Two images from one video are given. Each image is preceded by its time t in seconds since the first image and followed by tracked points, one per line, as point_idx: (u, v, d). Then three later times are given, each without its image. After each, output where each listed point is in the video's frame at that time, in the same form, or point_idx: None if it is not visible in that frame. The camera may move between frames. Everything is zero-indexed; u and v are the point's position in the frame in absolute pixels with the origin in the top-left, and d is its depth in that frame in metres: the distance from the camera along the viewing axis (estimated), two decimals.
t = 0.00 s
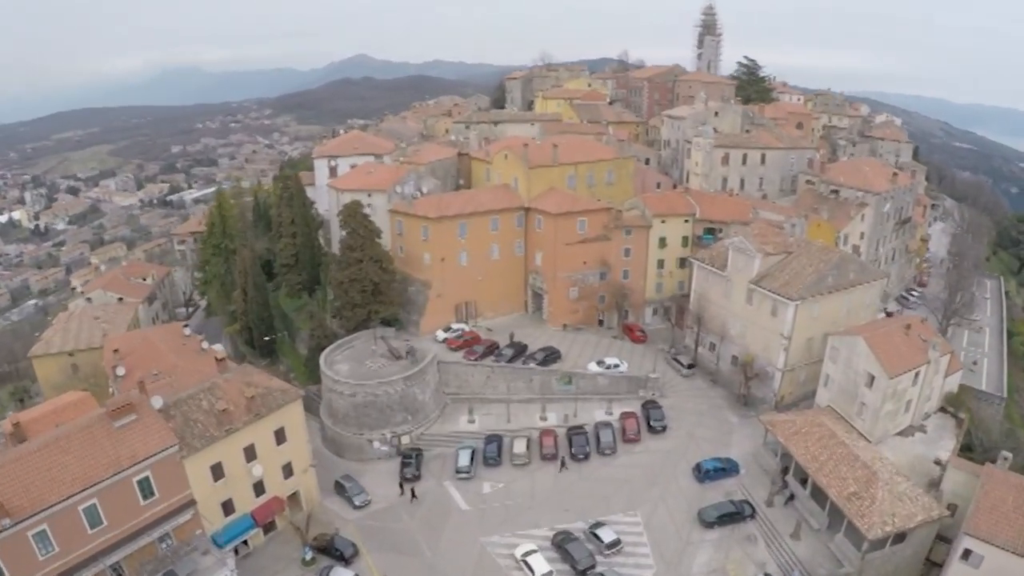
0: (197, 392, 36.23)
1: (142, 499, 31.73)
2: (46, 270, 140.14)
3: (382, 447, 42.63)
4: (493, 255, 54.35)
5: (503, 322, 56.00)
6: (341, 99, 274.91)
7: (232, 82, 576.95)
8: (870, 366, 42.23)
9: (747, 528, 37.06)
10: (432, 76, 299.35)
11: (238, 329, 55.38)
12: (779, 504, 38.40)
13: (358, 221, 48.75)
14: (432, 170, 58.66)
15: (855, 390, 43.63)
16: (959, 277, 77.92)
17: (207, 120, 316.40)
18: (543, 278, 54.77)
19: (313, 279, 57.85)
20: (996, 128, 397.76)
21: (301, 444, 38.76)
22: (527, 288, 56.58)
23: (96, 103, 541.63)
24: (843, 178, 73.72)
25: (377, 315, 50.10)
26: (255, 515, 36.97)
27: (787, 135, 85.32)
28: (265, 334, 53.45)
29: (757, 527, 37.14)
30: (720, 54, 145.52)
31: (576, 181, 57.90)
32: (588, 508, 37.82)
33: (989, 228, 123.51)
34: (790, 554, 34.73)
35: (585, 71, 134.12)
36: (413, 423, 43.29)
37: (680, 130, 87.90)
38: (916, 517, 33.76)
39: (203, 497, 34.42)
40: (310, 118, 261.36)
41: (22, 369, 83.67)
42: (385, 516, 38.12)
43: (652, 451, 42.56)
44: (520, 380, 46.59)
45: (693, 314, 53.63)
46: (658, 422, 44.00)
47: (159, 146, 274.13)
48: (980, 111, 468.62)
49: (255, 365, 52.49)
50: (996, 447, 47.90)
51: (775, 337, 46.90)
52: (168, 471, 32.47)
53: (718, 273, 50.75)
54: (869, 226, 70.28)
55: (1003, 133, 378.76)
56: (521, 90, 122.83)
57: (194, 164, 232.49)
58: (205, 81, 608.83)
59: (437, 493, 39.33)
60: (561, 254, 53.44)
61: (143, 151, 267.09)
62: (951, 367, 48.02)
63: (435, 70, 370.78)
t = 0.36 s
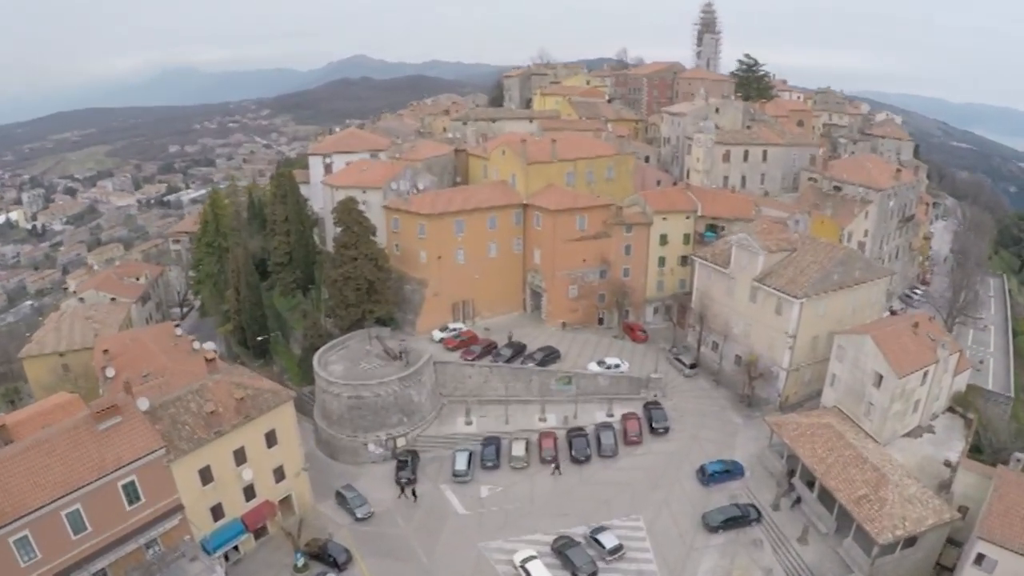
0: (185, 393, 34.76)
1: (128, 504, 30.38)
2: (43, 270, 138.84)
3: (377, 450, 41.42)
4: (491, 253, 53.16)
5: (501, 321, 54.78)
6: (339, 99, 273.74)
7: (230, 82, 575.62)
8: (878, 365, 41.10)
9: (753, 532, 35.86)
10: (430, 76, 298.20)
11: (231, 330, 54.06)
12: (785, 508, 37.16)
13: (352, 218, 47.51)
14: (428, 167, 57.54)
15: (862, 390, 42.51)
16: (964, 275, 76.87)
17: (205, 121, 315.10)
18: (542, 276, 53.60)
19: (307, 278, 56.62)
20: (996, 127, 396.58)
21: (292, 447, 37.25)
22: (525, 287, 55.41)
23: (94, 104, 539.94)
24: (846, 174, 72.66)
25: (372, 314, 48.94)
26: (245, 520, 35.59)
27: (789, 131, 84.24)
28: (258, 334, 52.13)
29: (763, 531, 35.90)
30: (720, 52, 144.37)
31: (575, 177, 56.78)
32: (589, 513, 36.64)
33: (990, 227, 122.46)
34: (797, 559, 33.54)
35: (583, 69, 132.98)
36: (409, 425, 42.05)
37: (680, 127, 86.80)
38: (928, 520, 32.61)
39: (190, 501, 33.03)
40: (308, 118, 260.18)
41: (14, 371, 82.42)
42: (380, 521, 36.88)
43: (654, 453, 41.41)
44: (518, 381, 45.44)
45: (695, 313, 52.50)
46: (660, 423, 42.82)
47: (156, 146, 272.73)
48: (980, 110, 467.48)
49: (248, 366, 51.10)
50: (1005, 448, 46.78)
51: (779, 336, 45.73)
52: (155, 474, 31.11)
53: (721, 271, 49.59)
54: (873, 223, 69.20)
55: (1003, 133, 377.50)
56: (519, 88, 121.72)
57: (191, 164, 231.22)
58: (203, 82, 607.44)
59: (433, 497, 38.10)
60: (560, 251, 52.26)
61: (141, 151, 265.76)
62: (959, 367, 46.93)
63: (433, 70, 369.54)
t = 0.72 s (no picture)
0: (174, 393, 33.43)
1: (115, 507, 29.26)
2: (40, 270, 137.57)
3: (373, 450, 40.43)
4: (488, 250, 52.18)
5: (499, 319, 53.75)
6: (337, 98, 272.84)
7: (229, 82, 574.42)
8: (885, 363, 40.12)
9: (758, 534, 34.90)
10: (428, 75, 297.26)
11: (224, 328, 52.87)
12: (791, 509, 36.17)
13: (347, 214, 46.51)
14: (425, 163, 56.61)
15: (869, 388, 41.55)
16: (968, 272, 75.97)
17: (203, 120, 313.99)
18: (541, 273, 52.62)
19: (302, 276, 55.54)
20: (995, 127, 395.60)
21: (285, 447, 36.07)
22: (524, 284, 54.40)
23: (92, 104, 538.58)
24: (849, 170, 71.75)
25: (367, 313, 47.89)
26: (237, 523, 34.25)
27: (790, 127, 83.35)
28: (252, 333, 50.93)
29: (769, 533, 34.94)
30: (719, 49, 143.49)
31: (574, 173, 55.81)
32: (589, 515, 35.66)
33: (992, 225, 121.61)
34: (804, 561, 32.57)
35: (582, 66, 132.00)
36: (405, 426, 41.01)
37: (680, 123, 85.86)
38: (938, 521, 31.63)
39: (179, 505, 31.69)
40: (306, 117, 259.18)
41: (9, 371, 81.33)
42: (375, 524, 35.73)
43: (656, 454, 40.42)
44: (517, 380, 44.46)
45: (697, 310, 51.54)
46: (662, 423, 41.87)
47: (154, 146, 271.52)
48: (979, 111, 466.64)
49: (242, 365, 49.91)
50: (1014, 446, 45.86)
51: (783, 334, 44.75)
52: (142, 476, 30.05)
53: (723, 267, 48.61)
54: (876, 219, 68.29)
55: (1003, 133, 376.28)
56: (518, 85, 120.92)
57: (189, 164, 230.01)
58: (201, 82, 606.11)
59: (430, 499, 37.08)
60: (559, 248, 51.28)
61: (140, 151, 264.59)
62: (967, 364, 45.97)
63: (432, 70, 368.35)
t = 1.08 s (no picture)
0: (161, 392, 32.01)
1: (101, 509, 27.92)
2: (33, 272, 135.83)
3: (365, 450, 39.44)
4: (482, 246, 51.31)
5: (494, 317, 52.86)
6: (331, 98, 271.48)
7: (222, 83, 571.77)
8: (887, 358, 39.42)
9: (759, 533, 34.15)
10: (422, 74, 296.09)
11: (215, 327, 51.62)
12: (792, 507, 35.43)
13: (339, 210, 45.64)
14: (418, 159, 55.77)
15: (870, 383, 40.83)
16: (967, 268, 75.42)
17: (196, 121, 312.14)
18: (535, 270, 51.77)
19: (294, 273, 54.48)
20: (990, 125, 396.36)
21: (275, 448, 34.59)
22: (519, 281, 53.53)
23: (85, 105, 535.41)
24: (846, 165, 71.12)
25: (360, 310, 46.94)
26: (226, 526, 32.90)
27: (786, 123, 82.75)
28: (243, 332, 49.65)
29: (770, 532, 34.17)
30: (714, 46, 142.91)
31: (569, 168, 55.02)
32: (587, 515, 34.85)
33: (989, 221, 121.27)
34: (807, 561, 31.80)
35: (577, 63, 131.33)
36: (398, 425, 40.04)
37: (675, 119, 85.15)
38: (942, 519, 30.92)
39: (167, 506, 30.36)
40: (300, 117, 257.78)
41: None
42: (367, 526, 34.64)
43: (654, 452, 39.64)
44: (512, 378, 43.60)
45: (694, 307, 50.75)
46: (660, 421, 41.10)
47: (148, 146, 269.84)
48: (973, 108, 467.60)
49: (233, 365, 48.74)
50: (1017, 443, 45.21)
51: (782, 330, 44.02)
52: (129, 477, 28.69)
53: (721, 262, 47.85)
54: (875, 214, 67.64)
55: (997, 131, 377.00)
56: (511, 82, 120.21)
57: (183, 164, 228.40)
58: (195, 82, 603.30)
59: (424, 500, 36.11)
60: (555, 244, 50.47)
61: (133, 152, 262.93)
62: (968, 360, 45.32)
63: (426, 70, 367.18)
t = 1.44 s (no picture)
0: (139, 392, 29.50)
1: (78, 514, 25.63)
2: (15, 276, 133.09)
3: (350, 450, 38.39)
4: (467, 242, 50.39)
5: (480, 314, 51.99)
6: (315, 98, 269.46)
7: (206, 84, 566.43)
8: (878, 350, 38.96)
9: (752, 529, 33.57)
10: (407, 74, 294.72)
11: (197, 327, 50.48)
12: (785, 502, 34.88)
13: (321, 206, 44.61)
14: (401, 155, 54.76)
15: (861, 376, 40.36)
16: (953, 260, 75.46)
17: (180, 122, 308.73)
18: (521, 265, 50.97)
19: (276, 271, 53.35)
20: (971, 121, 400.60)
21: (259, 447, 32.18)
22: (504, 277, 52.70)
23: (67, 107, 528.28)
24: (833, 159, 70.89)
25: (343, 308, 45.96)
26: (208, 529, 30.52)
27: (772, 117, 82.46)
28: (225, 332, 48.54)
29: (763, 528, 33.62)
30: (698, 43, 142.86)
31: (554, 163, 54.25)
32: (577, 513, 34.09)
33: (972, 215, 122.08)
34: (802, 556, 31.22)
35: (562, 60, 130.72)
36: (383, 424, 39.05)
37: (660, 114, 84.60)
38: (938, 511, 30.44)
39: (147, 510, 27.90)
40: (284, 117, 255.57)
41: None
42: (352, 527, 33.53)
43: (645, 448, 38.91)
44: (499, 375, 42.79)
45: (683, 301, 50.11)
46: (649, 416, 40.44)
47: (132, 148, 266.58)
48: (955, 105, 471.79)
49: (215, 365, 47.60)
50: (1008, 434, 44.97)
51: (772, 323, 43.46)
52: (109, 482, 26.41)
53: (708, 256, 47.27)
54: (862, 208, 67.37)
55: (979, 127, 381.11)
56: (495, 80, 119.52)
57: (166, 166, 225.59)
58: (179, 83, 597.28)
59: (410, 501, 35.13)
60: (541, 239, 49.65)
61: (116, 154, 259.63)
62: (958, 351, 45.04)
63: (412, 70, 365.32)
